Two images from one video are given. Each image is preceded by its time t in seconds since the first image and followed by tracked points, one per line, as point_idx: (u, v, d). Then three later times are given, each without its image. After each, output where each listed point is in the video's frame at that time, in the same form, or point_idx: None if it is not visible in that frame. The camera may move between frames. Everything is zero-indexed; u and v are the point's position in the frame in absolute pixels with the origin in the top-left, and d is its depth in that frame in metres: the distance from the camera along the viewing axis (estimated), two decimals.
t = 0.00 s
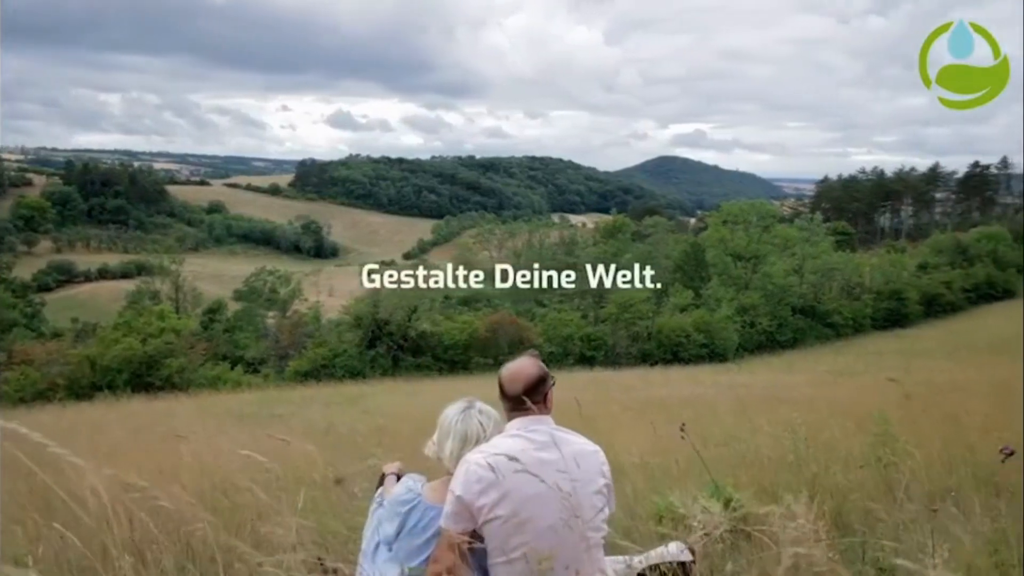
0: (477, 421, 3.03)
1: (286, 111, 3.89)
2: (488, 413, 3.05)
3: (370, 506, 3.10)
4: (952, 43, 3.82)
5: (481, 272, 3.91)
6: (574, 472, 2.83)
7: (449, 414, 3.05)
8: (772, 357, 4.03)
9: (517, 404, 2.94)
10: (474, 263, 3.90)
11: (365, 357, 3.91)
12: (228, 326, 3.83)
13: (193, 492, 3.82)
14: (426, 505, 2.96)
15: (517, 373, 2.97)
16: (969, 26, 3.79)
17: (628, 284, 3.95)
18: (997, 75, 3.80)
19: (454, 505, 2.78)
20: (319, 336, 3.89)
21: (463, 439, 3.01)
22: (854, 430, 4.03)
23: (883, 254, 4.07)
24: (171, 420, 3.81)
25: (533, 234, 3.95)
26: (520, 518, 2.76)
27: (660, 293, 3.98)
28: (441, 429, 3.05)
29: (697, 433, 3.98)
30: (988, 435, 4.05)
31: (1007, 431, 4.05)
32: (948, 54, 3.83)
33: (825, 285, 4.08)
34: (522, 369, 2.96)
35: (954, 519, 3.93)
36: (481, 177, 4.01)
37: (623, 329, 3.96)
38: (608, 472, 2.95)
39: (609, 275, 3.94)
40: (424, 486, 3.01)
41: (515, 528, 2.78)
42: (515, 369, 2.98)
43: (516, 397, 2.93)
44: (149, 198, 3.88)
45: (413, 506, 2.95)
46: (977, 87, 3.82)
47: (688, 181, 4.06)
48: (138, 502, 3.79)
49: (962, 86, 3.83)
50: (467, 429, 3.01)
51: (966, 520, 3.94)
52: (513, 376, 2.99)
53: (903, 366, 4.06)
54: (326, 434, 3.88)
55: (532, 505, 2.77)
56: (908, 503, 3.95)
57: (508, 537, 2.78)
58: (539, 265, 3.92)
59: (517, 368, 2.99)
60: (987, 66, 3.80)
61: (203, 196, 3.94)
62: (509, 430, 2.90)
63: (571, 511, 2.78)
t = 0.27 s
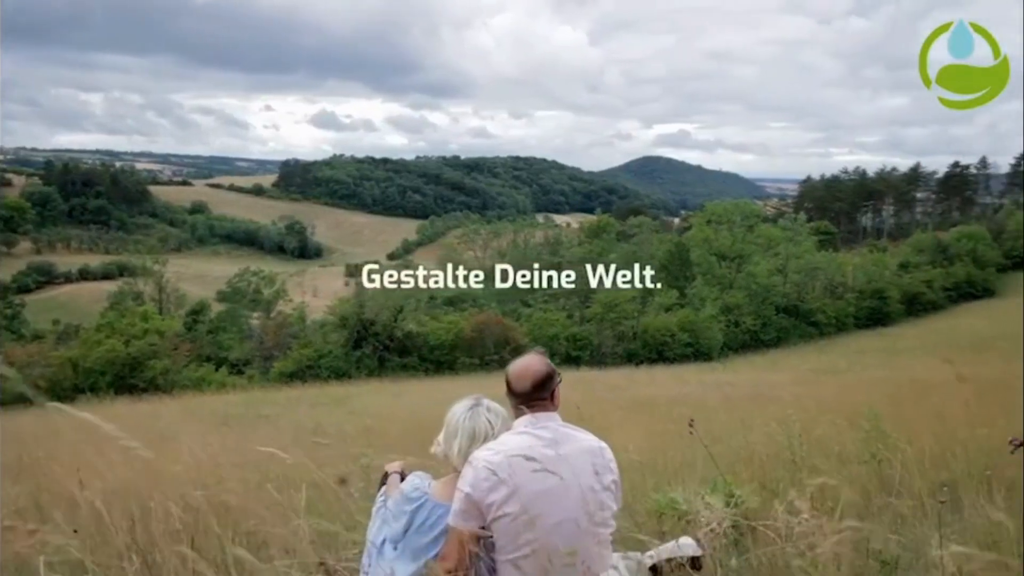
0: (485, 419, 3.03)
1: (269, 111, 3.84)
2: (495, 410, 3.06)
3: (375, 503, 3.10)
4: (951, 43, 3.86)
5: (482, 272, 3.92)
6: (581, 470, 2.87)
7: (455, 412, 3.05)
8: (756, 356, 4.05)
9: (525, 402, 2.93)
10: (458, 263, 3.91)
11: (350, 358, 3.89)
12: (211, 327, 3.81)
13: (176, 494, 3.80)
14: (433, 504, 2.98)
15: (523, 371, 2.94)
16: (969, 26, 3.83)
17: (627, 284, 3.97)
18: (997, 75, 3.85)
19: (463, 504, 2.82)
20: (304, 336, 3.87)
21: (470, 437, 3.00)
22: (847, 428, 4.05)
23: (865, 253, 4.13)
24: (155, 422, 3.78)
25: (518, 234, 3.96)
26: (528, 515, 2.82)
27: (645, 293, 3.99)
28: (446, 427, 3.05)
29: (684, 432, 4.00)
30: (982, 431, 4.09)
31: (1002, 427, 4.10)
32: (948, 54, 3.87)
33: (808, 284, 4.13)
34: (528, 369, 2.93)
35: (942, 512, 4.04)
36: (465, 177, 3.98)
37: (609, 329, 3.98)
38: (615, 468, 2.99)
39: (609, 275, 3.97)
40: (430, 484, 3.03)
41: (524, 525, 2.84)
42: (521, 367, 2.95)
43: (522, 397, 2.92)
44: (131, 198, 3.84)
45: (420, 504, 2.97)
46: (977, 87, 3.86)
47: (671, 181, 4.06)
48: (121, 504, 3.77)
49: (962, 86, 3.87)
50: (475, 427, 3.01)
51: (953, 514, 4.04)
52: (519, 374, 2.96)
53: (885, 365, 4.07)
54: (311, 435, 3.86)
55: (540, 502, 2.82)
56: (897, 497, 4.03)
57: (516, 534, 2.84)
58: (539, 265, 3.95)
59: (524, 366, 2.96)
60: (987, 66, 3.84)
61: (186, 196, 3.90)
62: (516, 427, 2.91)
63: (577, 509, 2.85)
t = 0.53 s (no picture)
0: (493, 414, 3.06)
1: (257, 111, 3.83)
2: (504, 405, 3.07)
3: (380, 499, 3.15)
4: (951, 43, 3.90)
5: (482, 272, 3.94)
6: (590, 464, 2.89)
7: (464, 406, 3.07)
8: (745, 355, 4.07)
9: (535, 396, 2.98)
10: (448, 262, 3.92)
11: (340, 358, 3.89)
12: (199, 328, 3.79)
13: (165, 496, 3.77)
14: (441, 499, 3.02)
15: (532, 365, 3.01)
16: (969, 27, 3.86)
17: (628, 284, 3.99)
18: (997, 75, 3.89)
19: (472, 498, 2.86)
20: (294, 337, 3.86)
21: (479, 432, 3.03)
22: (841, 425, 4.08)
23: (853, 253, 4.13)
24: (144, 423, 3.77)
25: (507, 234, 3.96)
26: (539, 510, 2.84)
27: (635, 293, 4.00)
28: (455, 422, 3.08)
29: (676, 432, 3.99)
30: (971, 425, 4.14)
31: (992, 423, 4.15)
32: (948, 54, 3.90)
33: (797, 284, 4.13)
34: (538, 362, 2.99)
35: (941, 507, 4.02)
36: (454, 177, 4.01)
37: (599, 329, 3.99)
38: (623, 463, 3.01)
39: (609, 275, 3.98)
40: (438, 479, 3.06)
41: (534, 520, 2.86)
42: (530, 362, 3.02)
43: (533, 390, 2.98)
44: (118, 199, 3.83)
45: (428, 500, 3.01)
46: (977, 87, 3.90)
47: (659, 181, 4.09)
48: (108, 508, 3.73)
49: (962, 86, 3.90)
50: (483, 421, 3.03)
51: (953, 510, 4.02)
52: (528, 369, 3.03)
53: (872, 363, 4.11)
54: (302, 435, 3.85)
55: (550, 496, 2.85)
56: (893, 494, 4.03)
57: (527, 529, 2.86)
58: (540, 265, 3.96)
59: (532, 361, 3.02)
60: (988, 67, 3.88)
61: (174, 197, 3.90)
62: (525, 421, 2.94)
63: (587, 502, 2.87)
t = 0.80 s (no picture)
0: (506, 408, 3.06)
1: (246, 111, 3.83)
2: (517, 399, 3.08)
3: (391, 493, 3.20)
4: (951, 43, 3.92)
5: (482, 272, 3.95)
6: (605, 459, 2.90)
7: (476, 400, 3.08)
8: (735, 354, 4.08)
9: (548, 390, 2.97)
10: (438, 263, 3.92)
11: (331, 358, 3.87)
12: (189, 329, 3.77)
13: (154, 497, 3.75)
14: (453, 494, 3.05)
15: (545, 359, 3.00)
16: (969, 27, 3.89)
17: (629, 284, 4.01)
18: (997, 75, 3.92)
19: (486, 493, 2.87)
20: (285, 338, 3.84)
21: (492, 426, 3.04)
22: (838, 423, 4.10)
23: (842, 252, 4.13)
24: (133, 425, 3.74)
25: (498, 234, 3.96)
26: (554, 503, 2.86)
27: (625, 293, 4.02)
28: (467, 416, 3.09)
29: (668, 431, 3.99)
30: (965, 421, 4.18)
31: (984, 419, 4.20)
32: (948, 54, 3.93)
33: (787, 283, 4.14)
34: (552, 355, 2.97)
35: (937, 503, 4.06)
36: (444, 176, 4.01)
37: (590, 328, 4.00)
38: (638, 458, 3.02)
39: (609, 275, 4.01)
40: (449, 474, 3.08)
41: (549, 513, 2.88)
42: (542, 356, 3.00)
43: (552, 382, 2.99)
44: (105, 199, 3.80)
45: (439, 495, 3.04)
46: (977, 87, 3.93)
47: (648, 182, 4.13)
48: (96, 511, 3.71)
49: (962, 86, 3.92)
50: (496, 417, 3.04)
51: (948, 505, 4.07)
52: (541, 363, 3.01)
53: (861, 361, 4.14)
54: (296, 435, 3.85)
55: (565, 490, 2.87)
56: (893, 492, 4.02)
57: (542, 523, 2.89)
58: (539, 265, 3.97)
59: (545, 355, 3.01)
60: (987, 67, 3.91)
61: (162, 197, 3.86)
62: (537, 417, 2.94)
63: (602, 496, 2.89)
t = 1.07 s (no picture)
0: (523, 404, 3.14)
1: (236, 111, 3.84)
2: (533, 396, 3.16)
3: (402, 493, 3.23)
4: (951, 43, 3.94)
5: (482, 272, 3.96)
6: (621, 453, 2.94)
7: (491, 397, 3.17)
8: (729, 353, 4.08)
9: (564, 386, 3.05)
10: (432, 263, 3.92)
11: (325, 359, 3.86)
12: (182, 329, 3.76)
13: (144, 497, 3.72)
14: (469, 489, 3.08)
15: (558, 355, 3.07)
16: (969, 27, 3.90)
17: (630, 284, 4.01)
18: (997, 76, 3.94)
19: (503, 489, 2.88)
20: (279, 338, 3.83)
21: (509, 422, 3.11)
22: (834, 421, 4.11)
23: (834, 251, 4.15)
24: (126, 426, 3.72)
25: (490, 234, 3.96)
26: (572, 498, 2.89)
27: (618, 293, 4.02)
28: (481, 413, 3.16)
29: (659, 430, 3.99)
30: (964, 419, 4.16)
31: (982, 416, 4.18)
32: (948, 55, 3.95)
33: (780, 282, 4.16)
34: (565, 352, 3.06)
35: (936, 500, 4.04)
36: (437, 177, 3.98)
37: (584, 328, 3.99)
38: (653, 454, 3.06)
39: (609, 275, 4.00)
40: (464, 470, 3.12)
41: (567, 509, 2.90)
42: (553, 353, 3.07)
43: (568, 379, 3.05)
44: (96, 199, 3.81)
45: (456, 491, 3.07)
46: (978, 87, 3.94)
47: (642, 181, 4.12)
48: (89, 509, 3.70)
49: (962, 86, 3.94)
50: (513, 412, 3.12)
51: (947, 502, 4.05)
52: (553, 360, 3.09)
53: (853, 360, 4.15)
54: (291, 435, 3.83)
55: (583, 485, 2.90)
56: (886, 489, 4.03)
57: (560, 518, 2.91)
58: (538, 265, 3.97)
59: (557, 351, 3.09)
60: (987, 67, 3.92)
61: (154, 197, 3.86)
62: (554, 413, 3.00)
63: (620, 491, 2.92)
